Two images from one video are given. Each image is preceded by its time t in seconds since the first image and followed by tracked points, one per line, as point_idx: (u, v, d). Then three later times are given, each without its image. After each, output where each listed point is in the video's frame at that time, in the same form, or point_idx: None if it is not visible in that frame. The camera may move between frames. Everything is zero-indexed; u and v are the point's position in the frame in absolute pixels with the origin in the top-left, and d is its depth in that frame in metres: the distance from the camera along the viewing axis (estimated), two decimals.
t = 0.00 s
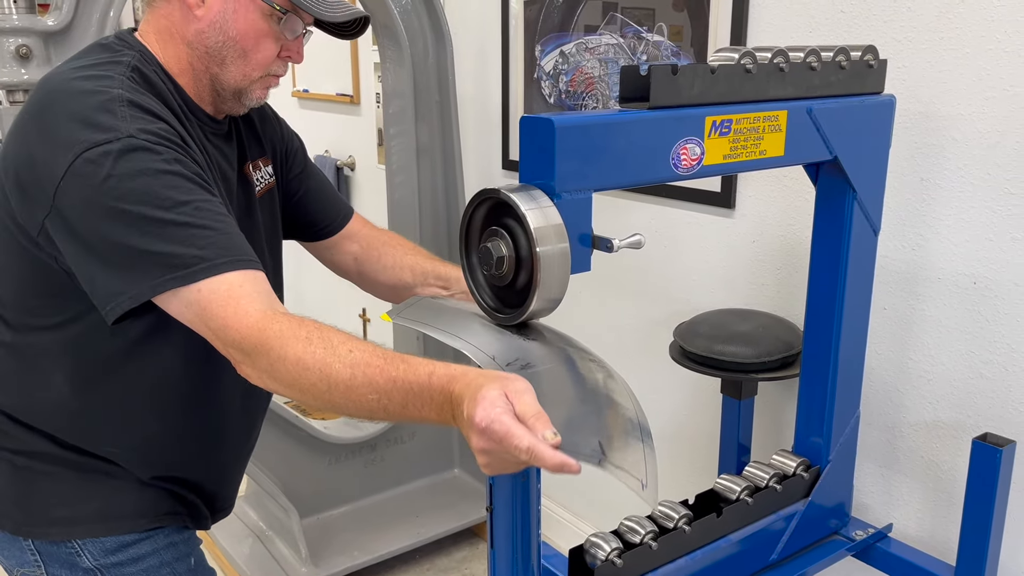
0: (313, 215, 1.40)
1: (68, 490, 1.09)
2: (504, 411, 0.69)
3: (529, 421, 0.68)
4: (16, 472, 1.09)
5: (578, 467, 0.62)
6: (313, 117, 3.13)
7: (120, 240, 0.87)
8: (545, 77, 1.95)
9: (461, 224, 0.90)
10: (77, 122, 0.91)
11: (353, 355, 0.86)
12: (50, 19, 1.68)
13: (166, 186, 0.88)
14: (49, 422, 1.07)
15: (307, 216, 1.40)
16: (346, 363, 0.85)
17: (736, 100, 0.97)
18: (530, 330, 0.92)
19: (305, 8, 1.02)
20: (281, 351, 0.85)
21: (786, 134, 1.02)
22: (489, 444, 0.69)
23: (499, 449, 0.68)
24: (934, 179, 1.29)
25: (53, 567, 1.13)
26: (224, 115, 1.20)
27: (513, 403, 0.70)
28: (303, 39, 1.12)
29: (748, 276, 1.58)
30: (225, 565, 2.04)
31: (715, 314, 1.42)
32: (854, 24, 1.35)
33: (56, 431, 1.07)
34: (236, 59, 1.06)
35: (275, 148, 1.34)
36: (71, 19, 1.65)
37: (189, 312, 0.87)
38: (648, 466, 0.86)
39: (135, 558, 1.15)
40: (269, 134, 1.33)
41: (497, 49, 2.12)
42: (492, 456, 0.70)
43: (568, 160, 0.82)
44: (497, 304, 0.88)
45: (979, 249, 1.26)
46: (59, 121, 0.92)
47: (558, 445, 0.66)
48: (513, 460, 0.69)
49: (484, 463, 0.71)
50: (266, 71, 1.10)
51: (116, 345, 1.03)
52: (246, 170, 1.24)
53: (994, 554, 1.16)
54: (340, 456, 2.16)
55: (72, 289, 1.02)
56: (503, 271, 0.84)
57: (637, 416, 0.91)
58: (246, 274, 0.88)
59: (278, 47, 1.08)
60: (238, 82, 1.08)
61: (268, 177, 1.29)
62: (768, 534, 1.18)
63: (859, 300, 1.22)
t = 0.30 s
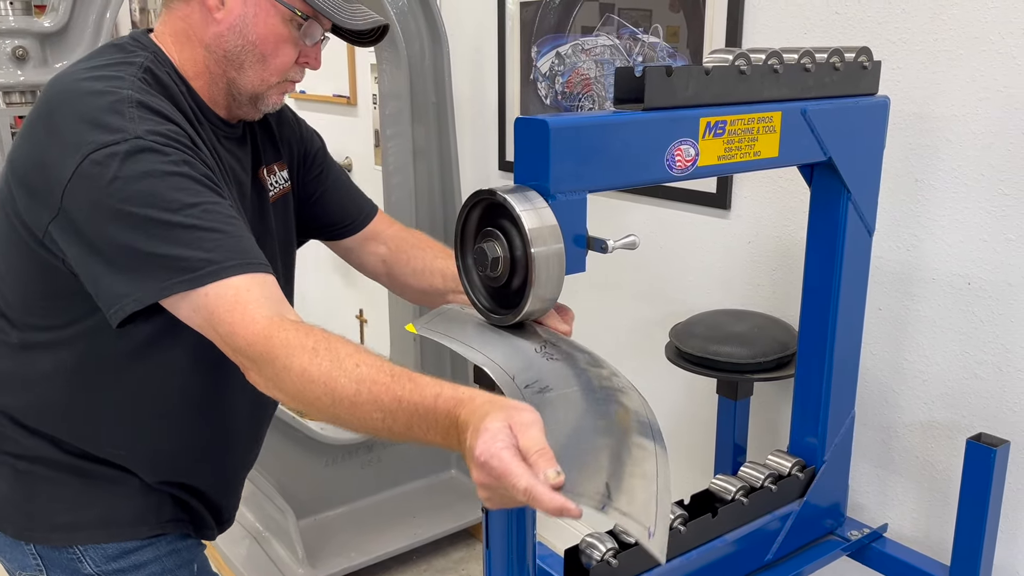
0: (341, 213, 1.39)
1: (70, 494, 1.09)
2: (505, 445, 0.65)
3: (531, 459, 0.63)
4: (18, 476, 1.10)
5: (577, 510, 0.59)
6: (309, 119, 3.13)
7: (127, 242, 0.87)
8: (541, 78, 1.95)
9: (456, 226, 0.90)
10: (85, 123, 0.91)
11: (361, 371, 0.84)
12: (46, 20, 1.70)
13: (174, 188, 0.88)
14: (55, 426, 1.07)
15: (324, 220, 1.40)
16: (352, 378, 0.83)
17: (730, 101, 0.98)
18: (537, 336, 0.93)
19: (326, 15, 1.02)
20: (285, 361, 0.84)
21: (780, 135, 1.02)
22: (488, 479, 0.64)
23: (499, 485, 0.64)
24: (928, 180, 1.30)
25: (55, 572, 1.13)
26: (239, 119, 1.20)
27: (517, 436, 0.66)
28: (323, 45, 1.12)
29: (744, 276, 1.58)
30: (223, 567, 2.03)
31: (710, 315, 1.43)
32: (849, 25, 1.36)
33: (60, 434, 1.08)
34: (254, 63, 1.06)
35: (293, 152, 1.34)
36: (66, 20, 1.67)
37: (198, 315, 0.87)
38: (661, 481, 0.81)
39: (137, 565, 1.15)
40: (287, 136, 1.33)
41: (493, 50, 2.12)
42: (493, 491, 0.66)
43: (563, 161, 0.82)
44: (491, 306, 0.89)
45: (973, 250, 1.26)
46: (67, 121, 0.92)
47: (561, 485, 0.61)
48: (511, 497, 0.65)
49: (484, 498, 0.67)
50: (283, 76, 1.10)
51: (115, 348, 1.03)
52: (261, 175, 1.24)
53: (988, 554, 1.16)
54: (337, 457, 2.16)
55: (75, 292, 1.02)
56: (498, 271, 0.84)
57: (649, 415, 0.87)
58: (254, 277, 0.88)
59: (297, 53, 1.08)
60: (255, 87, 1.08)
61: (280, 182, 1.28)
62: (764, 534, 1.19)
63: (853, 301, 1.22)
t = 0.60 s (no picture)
0: (363, 209, 1.38)
1: (72, 494, 1.10)
2: (474, 481, 0.64)
3: (498, 498, 0.64)
4: (21, 476, 1.10)
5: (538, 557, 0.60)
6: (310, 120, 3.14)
7: (123, 246, 0.87)
8: (541, 79, 1.96)
9: (456, 228, 0.90)
10: (87, 125, 0.91)
11: (344, 390, 0.83)
12: (47, 22, 1.70)
13: (173, 195, 0.88)
14: (59, 425, 1.08)
15: (353, 213, 1.38)
16: (335, 399, 0.82)
17: (728, 103, 0.98)
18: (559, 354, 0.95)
19: (340, 17, 1.01)
20: (271, 377, 0.84)
21: (777, 136, 1.03)
22: (453, 516, 0.64)
23: (462, 522, 0.64)
24: (926, 181, 1.30)
25: (58, 571, 1.14)
26: (250, 122, 1.20)
27: (487, 472, 0.66)
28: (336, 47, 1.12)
29: (743, 277, 1.59)
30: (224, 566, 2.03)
31: (708, 316, 1.43)
32: (847, 27, 1.36)
33: (62, 434, 1.08)
34: (267, 66, 1.07)
35: (310, 154, 1.35)
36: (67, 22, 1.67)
37: (194, 324, 0.87)
38: (658, 467, 0.78)
39: (139, 566, 1.17)
40: (303, 140, 1.33)
41: (493, 51, 2.13)
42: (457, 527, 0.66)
43: (562, 163, 0.82)
44: (490, 305, 0.90)
45: (971, 251, 1.26)
46: (69, 121, 0.93)
47: (523, 526, 0.62)
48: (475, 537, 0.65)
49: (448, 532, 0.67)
50: (296, 78, 1.10)
51: (117, 349, 1.04)
52: (273, 178, 1.25)
53: (986, 554, 1.16)
54: (337, 458, 2.17)
55: (78, 294, 1.02)
56: (496, 272, 0.85)
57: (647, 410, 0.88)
58: (248, 287, 0.88)
59: (310, 55, 1.09)
60: (268, 90, 1.09)
61: (296, 183, 1.30)
62: (762, 534, 1.19)
63: (852, 302, 1.23)
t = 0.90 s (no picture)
0: (369, 212, 1.39)
1: (77, 492, 1.11)
2: (484, 479, 0.65)
3: (508, 495, 0.64)
4: (28, 473, 1.11)
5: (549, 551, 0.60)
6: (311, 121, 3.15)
7: (129, 249, 0.88)
8: (542, 81, 1.96)
9: (455, 230, 0.91)
10: (93, 129, 0.92)
11: (351, 390, 0.83)
12: (50, 25, 1.71)
13: (178, 197, 0.89)
14: (66, 423, 1.08)
15: (360, 219, 1.39)
16: (342, 399, 0.83)
17: (726, 105, 0.99)
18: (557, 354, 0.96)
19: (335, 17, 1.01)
20: (278, 378, 0.84)
21: (776, 139, 1.03)
22: (463, 514, 0.64)
23: (473, 521, 0.64)
24: (925, 183, 1.31)
25: (63, 567, 1.14)
26: (255, 125, 1.21)
27: (496, 469, 0.66)
28: (334, 47, 1.12)
29: (743, 278, 1.59)
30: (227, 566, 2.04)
31: (709, 317, 1.43)
32: (847, 29, 1.37)
33: (69, 432, 1.09)
34: (264, 67, 1.07)
35: (316, 154, 1.35)
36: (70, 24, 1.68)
37: (199, 325, 0.88)
38: (659, 464, 0.78)
39: (143, 563, 1.17)
40: (308, 142, 1.33)
41: (494, 53, 2.14)
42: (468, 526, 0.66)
43: (561, 165, 0.83)
44: (489, 306, 0.90)
45: (970, 252, 1.27)
46: (75, 126, 0.94)
47: (534, 522, 0.62)
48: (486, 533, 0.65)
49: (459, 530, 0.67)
50: (294, 79, 1.11)
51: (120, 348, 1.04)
52: (278, 180, 1.26)
53: (984, 554, 1.17)
54: (338, 458, 2.18)
55: (82, 293, 1.03)
56: (495, 274, 0.85)
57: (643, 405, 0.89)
58: (256, 288, 0.88)
59: (308, 55, 1.09)
60: (266, 91, 1.09)
61: (298, 185, 1.30)
62: (761, 535, 1.19)
63: (852, 303, 1.23)
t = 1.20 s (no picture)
0: (350, 214, 1.41)
1: (85, 484, 1.11)
2: (500, 427, 0.68)
3: (524, 438, 0.67)
4: (36, 465, 1.12)
5: (569, 481, 0.65)
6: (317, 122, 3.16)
7: (131, 243, 0.89)
8: (546, 82, 1.97)
9: (458, 230, 0.91)
10: (93, 125, 0.93)
11: (355, 366, 0.85)
12: (58, 27, 1.69)
13: (179, 192, 0.90)
14: (73, 415, 1.10)
15: (336, 223, 1.41)
16: (348, 375, 0.85)
17: (729, 106, 0.99)
18: (525, 331, 0.94)
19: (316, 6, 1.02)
20: (283, 361, 0.85)
21: (779, 139, 1.04)
22: (483, 460, 0.68)
23: (495, 465, 0.68)
24: (928, 183, 1.31)
25: (71, 559, 1.15)
26: (248, 116, 1.22)
27: (509, 418, 0.70)
28: (318, 35, 1.11)
29: (746, 278, 1.59)
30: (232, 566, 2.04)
31: (714, 317, 1.44)
32: (850, 30, 1.37)
33: (78, 425, 1.10)
34: (248, 58, 1.07)
35: (308, 149, 1.36)
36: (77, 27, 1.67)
37: (200, 316, 0.89)
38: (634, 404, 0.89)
39: (150, 555, 1.18)
40: (299, 137, 1.34)
41: (499, 54, 2.14)
42: (489, 474, 0.70)
43: (563, 165, 0.83)
44: (492, 306, 0.90)
45: (973, 252, 1.27)
46: (76, 122, 0.94)
47: (552, 459, 0.66)
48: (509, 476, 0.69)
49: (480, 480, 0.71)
50: (280, 68, 1.10)
51: (127, 341, 1.05)
52: (271, 172, 1.26)
53: (988, 554, 1.17)
54: (344, 458, 2.19)
55: (88, 288, 1.04)
56: (498, 274, 0.86)
57: (637, 417, 0.87)
58: (254, 280, 0.90)
59: (291, 44, 1.08)
60: (252, 81, 1.09)
61: (291, 177, 1.30)
62: (765, 534, 1.20)
63: (855, 302, 1.23)
